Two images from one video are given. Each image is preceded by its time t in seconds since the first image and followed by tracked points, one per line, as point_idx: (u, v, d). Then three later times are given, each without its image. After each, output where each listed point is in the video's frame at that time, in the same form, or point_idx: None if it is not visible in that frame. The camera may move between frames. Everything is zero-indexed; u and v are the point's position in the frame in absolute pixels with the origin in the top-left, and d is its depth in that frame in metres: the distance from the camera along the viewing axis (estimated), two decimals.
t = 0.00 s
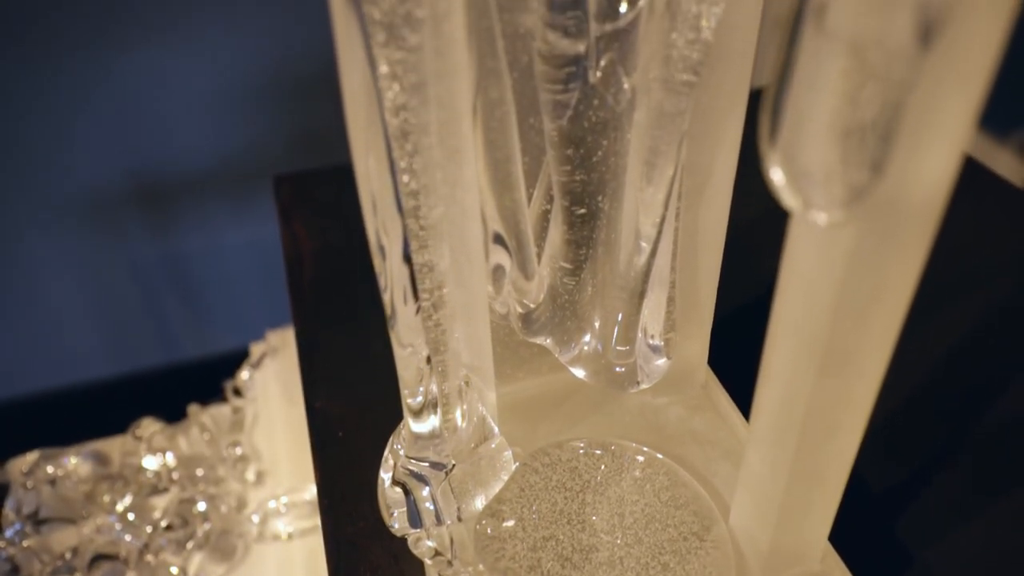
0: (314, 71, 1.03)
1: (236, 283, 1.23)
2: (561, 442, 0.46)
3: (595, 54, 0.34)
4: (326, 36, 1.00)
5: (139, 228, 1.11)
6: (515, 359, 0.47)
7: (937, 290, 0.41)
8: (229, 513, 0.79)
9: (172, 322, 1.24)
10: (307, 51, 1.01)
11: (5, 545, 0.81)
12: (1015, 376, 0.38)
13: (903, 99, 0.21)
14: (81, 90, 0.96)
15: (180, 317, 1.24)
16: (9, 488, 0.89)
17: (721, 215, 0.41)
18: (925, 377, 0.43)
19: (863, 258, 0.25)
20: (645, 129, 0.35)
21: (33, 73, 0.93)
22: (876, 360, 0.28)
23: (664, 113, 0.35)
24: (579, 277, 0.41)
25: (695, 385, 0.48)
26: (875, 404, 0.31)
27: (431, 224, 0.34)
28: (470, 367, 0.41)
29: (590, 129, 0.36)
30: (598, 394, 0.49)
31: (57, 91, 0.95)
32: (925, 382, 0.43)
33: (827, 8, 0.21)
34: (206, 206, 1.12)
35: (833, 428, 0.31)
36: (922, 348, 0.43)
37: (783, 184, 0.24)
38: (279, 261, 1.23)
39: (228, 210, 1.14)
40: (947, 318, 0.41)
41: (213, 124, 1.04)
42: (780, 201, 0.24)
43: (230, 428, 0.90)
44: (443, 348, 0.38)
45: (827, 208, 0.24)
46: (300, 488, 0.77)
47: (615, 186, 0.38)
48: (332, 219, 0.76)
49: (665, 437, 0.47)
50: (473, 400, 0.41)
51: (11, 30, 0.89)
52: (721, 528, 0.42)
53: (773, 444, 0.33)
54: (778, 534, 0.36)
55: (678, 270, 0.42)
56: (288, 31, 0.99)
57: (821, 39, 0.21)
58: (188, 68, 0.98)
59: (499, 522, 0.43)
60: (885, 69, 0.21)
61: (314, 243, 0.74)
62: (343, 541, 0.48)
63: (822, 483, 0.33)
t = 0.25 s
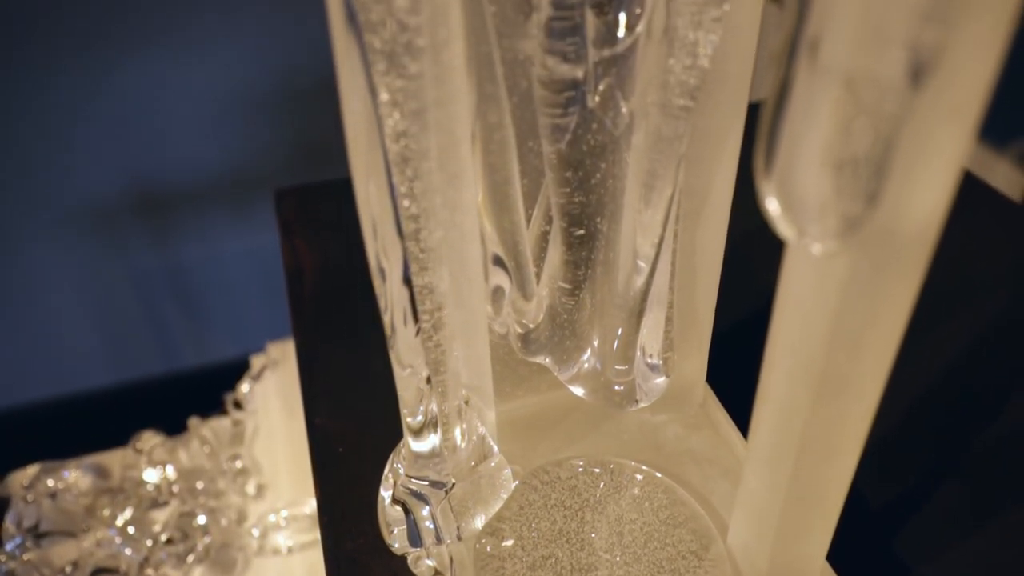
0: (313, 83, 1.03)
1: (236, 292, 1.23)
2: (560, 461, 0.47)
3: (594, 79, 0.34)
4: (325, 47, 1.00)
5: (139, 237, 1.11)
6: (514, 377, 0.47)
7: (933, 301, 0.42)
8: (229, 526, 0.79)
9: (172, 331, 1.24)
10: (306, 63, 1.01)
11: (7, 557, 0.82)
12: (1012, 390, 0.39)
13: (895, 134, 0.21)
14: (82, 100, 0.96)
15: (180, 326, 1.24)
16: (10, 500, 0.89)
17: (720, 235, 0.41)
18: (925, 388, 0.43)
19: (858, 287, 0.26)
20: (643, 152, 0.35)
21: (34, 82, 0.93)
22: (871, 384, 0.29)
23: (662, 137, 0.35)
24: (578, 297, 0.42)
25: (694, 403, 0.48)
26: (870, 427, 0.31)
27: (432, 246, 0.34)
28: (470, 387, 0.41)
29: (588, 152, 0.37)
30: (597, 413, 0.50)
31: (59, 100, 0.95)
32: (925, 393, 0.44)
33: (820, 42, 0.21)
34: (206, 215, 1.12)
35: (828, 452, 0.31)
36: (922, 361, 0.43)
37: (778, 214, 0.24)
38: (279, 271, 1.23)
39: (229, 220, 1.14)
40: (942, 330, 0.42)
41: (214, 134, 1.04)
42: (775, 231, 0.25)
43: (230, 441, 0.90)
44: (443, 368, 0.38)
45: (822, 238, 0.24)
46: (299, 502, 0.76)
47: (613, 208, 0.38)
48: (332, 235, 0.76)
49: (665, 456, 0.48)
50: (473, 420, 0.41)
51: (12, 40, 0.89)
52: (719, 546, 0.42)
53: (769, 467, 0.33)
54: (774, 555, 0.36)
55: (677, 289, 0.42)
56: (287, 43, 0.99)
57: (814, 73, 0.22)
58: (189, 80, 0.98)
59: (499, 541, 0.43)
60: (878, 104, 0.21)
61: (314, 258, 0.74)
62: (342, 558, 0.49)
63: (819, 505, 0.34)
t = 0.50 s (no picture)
0: (312, 95, 1.03)
1: (237, 299, 1.24)
2: (560, 479, 0.47)
3: (593, 104, 0.34)
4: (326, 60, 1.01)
5: (140, 246, 1.11)
6: (513, 395, 0.48)
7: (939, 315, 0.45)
8: (229, 539, 0.79)
9: (173, 338, 1.25)
10: (306, 76, 1.01)
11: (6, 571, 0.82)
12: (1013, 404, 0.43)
13: (888, 169, 0.22)
14: (83, 112, 0.96)
15: (180, 334, 1.25)
16: (9, 514, 0.89)
17: (718, 255, 0.41)
18: (924, 400, 0.45)
19: (853, 318, 0.26)
20: (642, 174, 0.36)
21: (35, 93, 0.94)
22: (867, 410, 0.29)
23: (658, 161, 0.35)
24: (576, 317, 0.42)
25: (693, 420, 0.48)
26: (867, 450, 0.31)
27: (431, 268, 0.34)
28: (469, 407, 0.41)
29: (587, 176, 0.37)
30: (597, 431, 0.50)
31: (60, 111, 0.96)
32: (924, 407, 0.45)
33: (814, 78, 0.22)
34: (206, 224, 1.13)
35: (825, 475, 0.31)
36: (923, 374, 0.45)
37: (773, 244, 0.24)
38: (279, 279, 1.23)
39: (229, 230, 1.15)
40: (951, 342, 0.45)
41: (215, 145, 1.04)
42: (771, 260, 0.25)
43: (230, 453, 0.90)
44: (442, 388, 0.38)
45: (817, 269, 0.24)
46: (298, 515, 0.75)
47: (612, 229, 0.38)
48: (333, 252, 0.76)
49: (664, 475, 0.48)
50: (472, 439, 0.42)
51: (11, 49, 0.89)
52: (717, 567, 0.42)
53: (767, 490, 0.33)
54: None
55: (676, 308, 0.42)
56: (287, 56, 0.99)
57: (808, 108, 0.22)
58: (190, 91, 0.99)
59: (498, 560, 0.44)
60: (870, 140, 0.22)
61: (314, 272, 0.75)
62: None
63: (817, 527, 0.34)
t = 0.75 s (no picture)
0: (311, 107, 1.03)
1: (237, 307, 1.24)
2: (559, 496, 0.47)
3: (593, 126, 0.34)
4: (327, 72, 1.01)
5: (141, 254, 1.12)
6: (513, 412, 0.48)
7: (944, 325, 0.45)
8: (229, 551, 0.80)
9: (173, 346, 1.25)
10: (306, 87, 1.01)
11: None
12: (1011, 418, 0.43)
13: (885, 202, 0.22)
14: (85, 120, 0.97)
15: (181, 342, 1.25)
16: (9, 525, 0.90)
17: (717, 274, 0.42)
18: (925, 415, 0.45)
19: (850, 346, 0.26)
20: (642, 196, 0.36)
21: (38, 101, 0.94)
22: (865, 435, 0.29)
23: (657, 183, 0.36)
24: (576, 335, 0.42)
25: (693, 437, 0.48)
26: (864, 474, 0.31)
27: (431, 289, 0.35)
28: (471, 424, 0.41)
29: (587, 197, 0.37)
30: (598, 448, 0.50)
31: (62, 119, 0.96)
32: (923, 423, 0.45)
33: (812, 111, 0.22)
34: (207, 232, 1.13)
35: (823, 498, 0.31)
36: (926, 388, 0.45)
37: (772, 273, 0.25)
38: (279, 287, 1.23)
39: (230, 238, 1.15)
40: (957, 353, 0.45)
41: (216, 154, 1.05)
42: (770, 288, 0.25)
43: (230, 465, 0.90)
44: (442, 408, 0.38)
45: (815, 299, 0.25)
46: (297, 529, 0.75)
47: (612, 249, 0.39)
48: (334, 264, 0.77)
49: (664, 492, 0.48)
50: (471, 458, 0.42)
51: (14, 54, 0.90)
52: None
53: (764, 514, 0.33)
54: None
55: (675, 326, 0.43)
56: (288, 67, 0.99)
57: (805, 140, 0.23)
58: (192, 100, 0.99)
59: None
60: (866, 173, 0.22)
61: (315, 284, 0.75)
62: None
63: (815, 550, 0.34)
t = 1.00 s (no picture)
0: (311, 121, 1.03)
1: (237, 315, 1.24)
2: (560, 514, 0.47)
3: (593, 149, 0.35)
4: (328, 84, 1.00)
5: (141, 263, 1.12)
6: (514, 430, 0.48)
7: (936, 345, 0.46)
8: (229, 564, 0.79)
9: (173, 354, 1.25)
10: (305, 101, 1.01)
11: None
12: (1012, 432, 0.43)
13: (883, 233, 0.22)
14: (87, 134, 0.96)
15: (181, 350, 1.25)
16: (9, 537, 0.90)
17: (717, 293, 0.42)
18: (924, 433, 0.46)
19: (849, 371, 0.26)
20: (641, 218, 0.37)
21: (37, 114, 0.93)
22: (863, 460, 0.29)
23: (656, 204, 0.37)
24: (576, 354, 0.42)
25: (691, 456, 0.50)
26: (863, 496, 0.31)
27: (432, 311, 0.35)
28: (471, 443, 0.41)
29: (587, 219, 0.37)
30: (597, 465, 0.50)
31: (63, 134, 0.96)
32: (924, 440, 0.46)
33: (810, 143, 0.22)
34: (207, 241, 1.13)
35: (822, 521, 0.32)
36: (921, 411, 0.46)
37: (771, 301, 0.25)
38: (279, 296, 1.23)
39: (230, 248, 1.15)
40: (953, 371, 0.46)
41: (216, 166, 1.04)
42: (769, 316, 0.25)
43: (230, 477, 0.90)
44: (443, 427, 0.39)
45: (813, 327, 0.25)
46: (297, 542, 0.75)
47: (612, 270, 0.39)
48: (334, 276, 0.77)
49: (664, 509, 0.48)
50: (471, 476, 0.42)
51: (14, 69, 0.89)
52: None
53: (764, 536, 0.33)
54: None
55: (674, 343, 0.43)
56: (288, 81, 0.99)
57: (805, 171, 0.22)
58: (193, 115, 0.98)
59: None
60: (864, 207, 0.22)
61: (315, 296, 0.75)
62: None
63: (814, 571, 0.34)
